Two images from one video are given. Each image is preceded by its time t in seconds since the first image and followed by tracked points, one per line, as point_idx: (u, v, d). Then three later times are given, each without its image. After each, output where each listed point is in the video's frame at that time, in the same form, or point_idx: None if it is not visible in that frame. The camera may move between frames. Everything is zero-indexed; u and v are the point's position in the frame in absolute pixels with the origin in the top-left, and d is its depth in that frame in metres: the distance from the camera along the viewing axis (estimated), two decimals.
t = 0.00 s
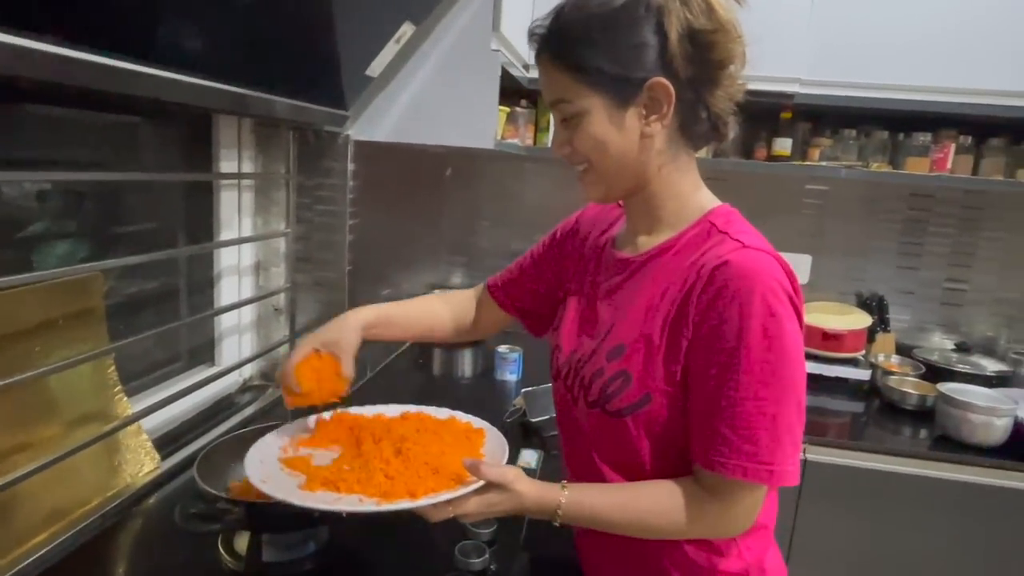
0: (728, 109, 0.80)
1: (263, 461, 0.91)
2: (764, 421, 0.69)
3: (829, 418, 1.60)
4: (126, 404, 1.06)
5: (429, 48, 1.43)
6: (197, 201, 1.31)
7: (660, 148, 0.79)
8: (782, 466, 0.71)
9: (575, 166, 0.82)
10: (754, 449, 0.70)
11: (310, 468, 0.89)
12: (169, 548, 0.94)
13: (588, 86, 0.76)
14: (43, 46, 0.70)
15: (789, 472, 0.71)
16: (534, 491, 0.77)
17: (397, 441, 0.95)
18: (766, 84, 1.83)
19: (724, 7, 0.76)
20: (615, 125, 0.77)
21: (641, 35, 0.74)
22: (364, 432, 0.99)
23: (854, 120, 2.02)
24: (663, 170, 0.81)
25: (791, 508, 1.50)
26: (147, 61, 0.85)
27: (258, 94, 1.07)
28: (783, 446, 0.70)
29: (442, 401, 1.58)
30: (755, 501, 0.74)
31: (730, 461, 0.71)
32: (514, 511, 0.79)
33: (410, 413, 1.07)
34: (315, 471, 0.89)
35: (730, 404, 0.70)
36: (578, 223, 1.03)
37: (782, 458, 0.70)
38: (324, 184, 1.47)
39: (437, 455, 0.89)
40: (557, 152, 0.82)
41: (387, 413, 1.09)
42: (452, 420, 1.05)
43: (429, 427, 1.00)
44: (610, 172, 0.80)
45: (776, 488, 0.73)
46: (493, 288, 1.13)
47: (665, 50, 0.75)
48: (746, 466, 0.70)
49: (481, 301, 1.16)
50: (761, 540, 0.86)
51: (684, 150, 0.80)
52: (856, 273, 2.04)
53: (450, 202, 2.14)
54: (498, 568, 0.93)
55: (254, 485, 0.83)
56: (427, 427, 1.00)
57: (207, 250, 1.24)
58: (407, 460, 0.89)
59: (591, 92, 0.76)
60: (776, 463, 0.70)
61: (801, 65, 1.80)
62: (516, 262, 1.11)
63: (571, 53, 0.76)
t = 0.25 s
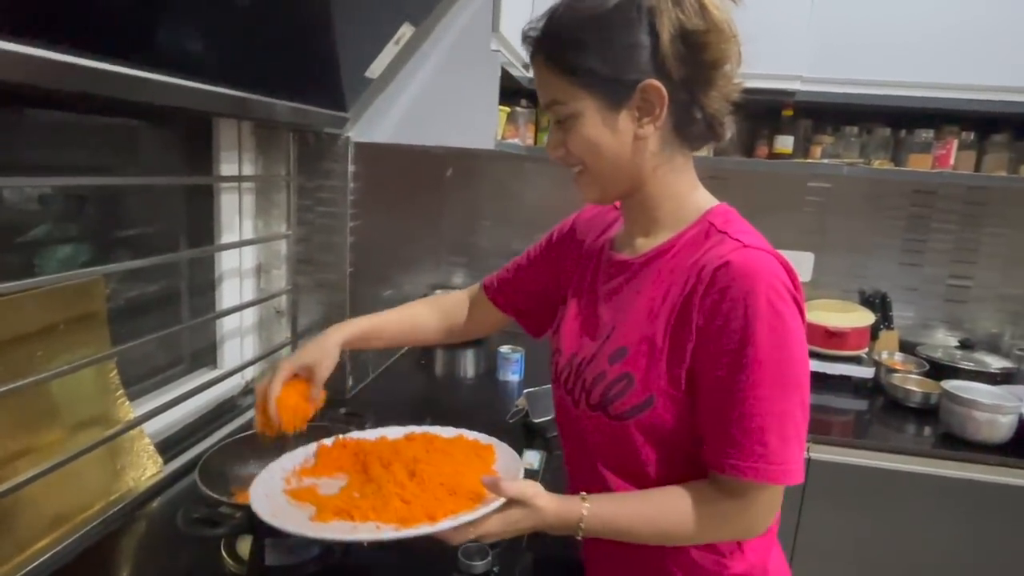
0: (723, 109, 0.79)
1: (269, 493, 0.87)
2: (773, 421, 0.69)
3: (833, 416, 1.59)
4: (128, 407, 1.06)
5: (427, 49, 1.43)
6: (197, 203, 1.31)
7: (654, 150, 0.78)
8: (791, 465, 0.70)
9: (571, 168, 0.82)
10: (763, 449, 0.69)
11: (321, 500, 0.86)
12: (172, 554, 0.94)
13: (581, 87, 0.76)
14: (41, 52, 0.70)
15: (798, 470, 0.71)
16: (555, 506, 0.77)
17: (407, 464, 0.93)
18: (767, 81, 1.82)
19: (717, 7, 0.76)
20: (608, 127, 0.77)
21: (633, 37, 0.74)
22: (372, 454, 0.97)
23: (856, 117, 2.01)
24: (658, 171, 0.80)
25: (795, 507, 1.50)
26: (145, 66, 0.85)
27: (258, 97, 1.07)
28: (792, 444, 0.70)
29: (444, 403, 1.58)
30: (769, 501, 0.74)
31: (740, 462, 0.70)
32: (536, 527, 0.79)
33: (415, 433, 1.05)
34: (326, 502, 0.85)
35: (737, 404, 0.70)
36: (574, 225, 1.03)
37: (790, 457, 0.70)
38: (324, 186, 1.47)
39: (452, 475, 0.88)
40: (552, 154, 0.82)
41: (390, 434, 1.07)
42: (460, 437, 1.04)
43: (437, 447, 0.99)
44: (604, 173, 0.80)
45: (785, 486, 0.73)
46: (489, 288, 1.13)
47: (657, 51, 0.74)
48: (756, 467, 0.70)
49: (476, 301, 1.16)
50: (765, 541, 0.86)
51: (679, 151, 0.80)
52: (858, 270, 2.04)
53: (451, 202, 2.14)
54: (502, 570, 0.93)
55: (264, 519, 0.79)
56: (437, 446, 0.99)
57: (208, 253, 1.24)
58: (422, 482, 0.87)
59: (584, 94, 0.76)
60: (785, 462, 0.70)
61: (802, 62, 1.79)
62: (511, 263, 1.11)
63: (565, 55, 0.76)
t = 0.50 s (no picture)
0: (714, 103, 0.79)
1: (269, 505, 0.85)
2: (780, 415, 0.69)
3: (833, 413, 1.59)
4: (124, 408, 1.06)
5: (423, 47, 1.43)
6: (193, 203, 1.31)
7: (644, 146, 0.78)
8: (800, 458, 0.70)
9: (561, 167, 0.81)
10: (772, 444, 0.69)
11: (326, 509, 0.84)
12: (170, 555, 0.94)
13: (569, 86, 0.75)
14: (35, 53, 0.70)
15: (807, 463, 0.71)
16: (570, 510, 0.76)
17: (412, 468, 0.91)
18: (765, 77, 1.81)
19: None
20: (597, 125, 0.76)
21: (620, 32, 0.73)
22: (373, 459, 0.95)
23: (854, 113, 2.00)
24: (650, 167, 0.80)
25: (796, 504, 1.49)
26: (140, 65, 0.84)
27: (253, 96, 1.07)
28: (799, 437, 0.70)
29: (443, 401, 1.58)
30: (779, 495, 0.74)
31: (749, 458, 0.70)
32: (549, 530, 0.78)
33: (415, 437, 1.04)
34: (331, 510, 0.84)
35: (743, 400, 0.69)
36: (567, 225, 1.02)
37: (799, 450, 0.70)
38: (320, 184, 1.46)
39: (462, 479, 0.87)
40: (543, 154, 0.81)
41: (389, 438, 1.06)
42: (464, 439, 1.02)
43: (441, 449, 0.98)
44: (595, 172, 0.79)
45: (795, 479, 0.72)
46: (483, 291, 1.14)
47: (643, 46, 0.74)
48: (766, 462, 0.69)
49: (467, 306, 1.16)
50: (766, 540, 0.86)
51: (670, 147, 0.80)
52: (857, 267, 2.03)
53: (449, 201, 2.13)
54: (500, 569, 0.93)
55: (272, 534, 0.78)
56: (442, 449, 0.97)
57: (204, 253, 1.24)
58: (432, 486, 0.86)
59: (572, 92, 0.75)
60: (795, 455, 0.70)
61: (800, 58, 1.79)
62: (504, 265, 1.11)
63: (551, 54, 0.76)
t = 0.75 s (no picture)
0: (706, 102, 0.79)
1: (261, 502, 0.85)
2: (774, 415, 0.69)
3: (829, 412, 1.59)
4: (118, 409, 1.05)
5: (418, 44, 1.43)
6: (187, 203, 1.30)
7: (636, 147, 0.78)
8: (793, 457, 0.70)
9: (553, 168, 0.81)
10: (766, 444, 0.69)
11: (319, 506, 0.84)
12: (163, 556, 0.93)
13: (560, 87, 0.75)
14: (28, 52, 0.69)
15: (800, 462, 0.71)
16: (566, 509, 0.76)
17: (406, 467, 0.91)
18: (762, 77, 1.81)
19: None
20: (589, 127, 0.76)
21: (611, 32, 0.73)
22: (366, 458, 0.95)
23: (850, 112, 2.00)
24: (643, 167, 0.80)
25: (791, 504, 1.49)
26: (134, 65, 0.84)
27: (247, 96, 1.06)
28: (793, 437, 0.70)
29: (438, 401, 1.57)
30: (772, 495, 0.74)
31: (743, 458, 0.70)
32: (545, 528, 0.77)
33: (411, 436, 1.04)
34: (323, 508, 0.84)
35: (736, 400, 0.69)
36: (561, 225, 1.02)
37: (792, 450, 0.70)
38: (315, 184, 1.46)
39: (458, 478, 0.86)
40: (536, 155, 0.81)
41: (384, 436, 1.05)
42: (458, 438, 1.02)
43: (436, 448, 0.98)
44: (587, 173, 0.79)
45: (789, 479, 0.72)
46: (478, 292, 1.13)
47: (634, 45, 0.73)
48: (760, 462, 0.69)
49: (465, 304, 1.15)
50: (760, 540, 0.86)
51: (663, 147, 0.79)
52: (853, 266, 2.03)
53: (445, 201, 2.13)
54: (493, 569, 0.93)
55: (263, 532, 0.77)
56: (437, 448, 0.97)
57: (199, 253, 1.24)
58: (427, 485, 0.85)
59: (564, 94, 0.75)
60: (788, 455, 0.70)
61: (796, 57, 1.79)
62: (498, 266, 1.11)
63: (542, 55, 0.75)
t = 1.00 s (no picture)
0: (705, 103, 0.79)
1: (261, 490, 0.87)
2: (768, 414, 0.69)
3: (827, 414, 1.59)
4: (118, 407, 1.06)
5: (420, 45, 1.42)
6: (189, 202, 1.31)
7: (636, 148, 0.78)
8: (787, 457, 0.70)
9: (554, 169, 0.82)
10: (760, 442, 0.69)
11: (317, 495, 0.85)
12: (161, 553, 0.94)
13: (560, 89, 0.76)
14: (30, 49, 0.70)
15: (794, 462, 0.71)
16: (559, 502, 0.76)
17: (404, 459, 0.92)
18: (762, 80, 1.82)
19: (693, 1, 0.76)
20: (589, 129, 0.76)
21: (611, 35, 0.74)
22: (365, 452, 0.96)
23: (850, 116, 2.01)
24: (643, 169, 0.80)
25: (790, 506, 1.49)
26: (136, 64, 0.85)
27: (249, 96, 1.07)
28: (787, 436, 0.70)
29: (438, 402, 1.58)
30: (766, 494, 0.74)
31: (736, 457, 0.70)
32: (538, 522, 0.78)
33: (410, 428, 1.05)
34: (321, 497, 0.85)
35: (730, 398, 0.70)
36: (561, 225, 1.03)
37: (786, 449, 0.70)
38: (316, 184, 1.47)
39: (454, 471, 0.87)
40: (536, 156, 0.82)
41: (384, 429, 1.06)
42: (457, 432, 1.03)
43: (435, 442, 0.98)
44: (587, 173, 0.80)
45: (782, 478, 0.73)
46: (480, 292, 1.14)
47: (634, 48, 0.74)
48: (753, 461, 0.70)
49: (468, 304, 1.15)
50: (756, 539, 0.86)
51: (663, 149, 0.80)
52: (853, 269, 2.04)
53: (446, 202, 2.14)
54: (491, 568, 0.93)
55: (259, 517, 0.79)
56: (435, 442, 0.97)
57: (200, 252, 1.24)
58: (424, 477, 0.86)
59: (564, 95, 0.76)
60: (781, 454, 0.70)
61: (795, 61, 1.79)
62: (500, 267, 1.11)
63: (543, 56, 0.76)
